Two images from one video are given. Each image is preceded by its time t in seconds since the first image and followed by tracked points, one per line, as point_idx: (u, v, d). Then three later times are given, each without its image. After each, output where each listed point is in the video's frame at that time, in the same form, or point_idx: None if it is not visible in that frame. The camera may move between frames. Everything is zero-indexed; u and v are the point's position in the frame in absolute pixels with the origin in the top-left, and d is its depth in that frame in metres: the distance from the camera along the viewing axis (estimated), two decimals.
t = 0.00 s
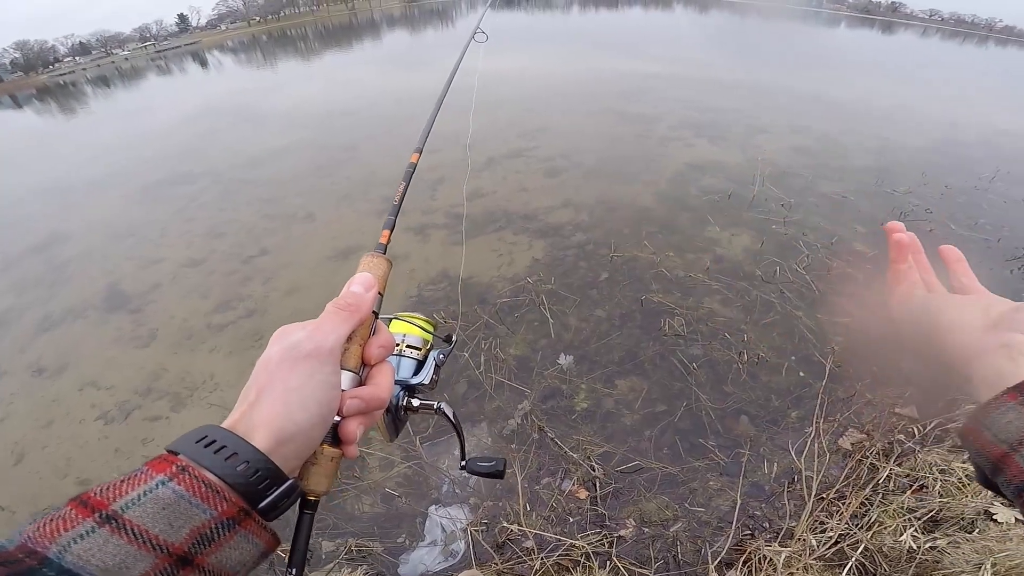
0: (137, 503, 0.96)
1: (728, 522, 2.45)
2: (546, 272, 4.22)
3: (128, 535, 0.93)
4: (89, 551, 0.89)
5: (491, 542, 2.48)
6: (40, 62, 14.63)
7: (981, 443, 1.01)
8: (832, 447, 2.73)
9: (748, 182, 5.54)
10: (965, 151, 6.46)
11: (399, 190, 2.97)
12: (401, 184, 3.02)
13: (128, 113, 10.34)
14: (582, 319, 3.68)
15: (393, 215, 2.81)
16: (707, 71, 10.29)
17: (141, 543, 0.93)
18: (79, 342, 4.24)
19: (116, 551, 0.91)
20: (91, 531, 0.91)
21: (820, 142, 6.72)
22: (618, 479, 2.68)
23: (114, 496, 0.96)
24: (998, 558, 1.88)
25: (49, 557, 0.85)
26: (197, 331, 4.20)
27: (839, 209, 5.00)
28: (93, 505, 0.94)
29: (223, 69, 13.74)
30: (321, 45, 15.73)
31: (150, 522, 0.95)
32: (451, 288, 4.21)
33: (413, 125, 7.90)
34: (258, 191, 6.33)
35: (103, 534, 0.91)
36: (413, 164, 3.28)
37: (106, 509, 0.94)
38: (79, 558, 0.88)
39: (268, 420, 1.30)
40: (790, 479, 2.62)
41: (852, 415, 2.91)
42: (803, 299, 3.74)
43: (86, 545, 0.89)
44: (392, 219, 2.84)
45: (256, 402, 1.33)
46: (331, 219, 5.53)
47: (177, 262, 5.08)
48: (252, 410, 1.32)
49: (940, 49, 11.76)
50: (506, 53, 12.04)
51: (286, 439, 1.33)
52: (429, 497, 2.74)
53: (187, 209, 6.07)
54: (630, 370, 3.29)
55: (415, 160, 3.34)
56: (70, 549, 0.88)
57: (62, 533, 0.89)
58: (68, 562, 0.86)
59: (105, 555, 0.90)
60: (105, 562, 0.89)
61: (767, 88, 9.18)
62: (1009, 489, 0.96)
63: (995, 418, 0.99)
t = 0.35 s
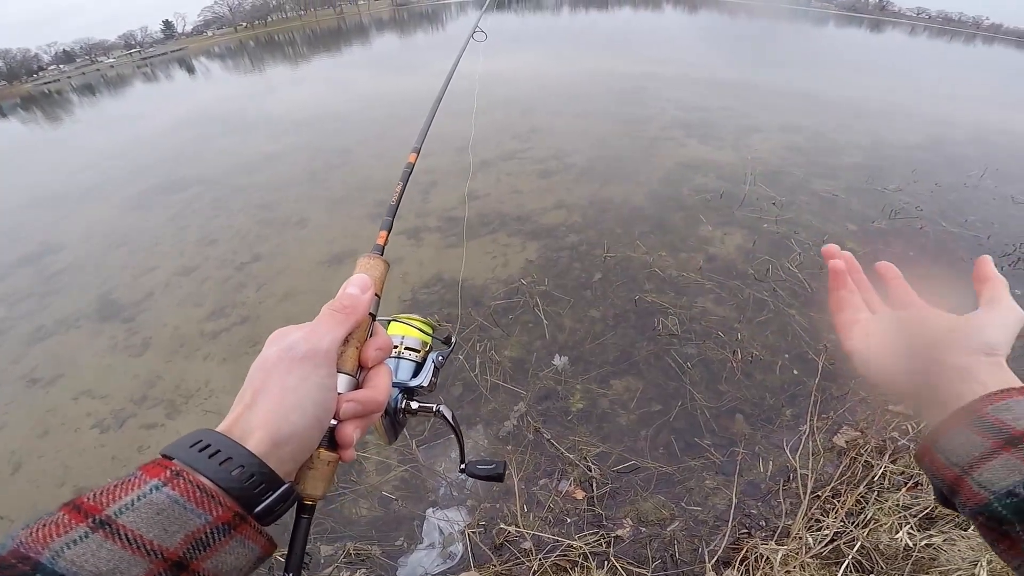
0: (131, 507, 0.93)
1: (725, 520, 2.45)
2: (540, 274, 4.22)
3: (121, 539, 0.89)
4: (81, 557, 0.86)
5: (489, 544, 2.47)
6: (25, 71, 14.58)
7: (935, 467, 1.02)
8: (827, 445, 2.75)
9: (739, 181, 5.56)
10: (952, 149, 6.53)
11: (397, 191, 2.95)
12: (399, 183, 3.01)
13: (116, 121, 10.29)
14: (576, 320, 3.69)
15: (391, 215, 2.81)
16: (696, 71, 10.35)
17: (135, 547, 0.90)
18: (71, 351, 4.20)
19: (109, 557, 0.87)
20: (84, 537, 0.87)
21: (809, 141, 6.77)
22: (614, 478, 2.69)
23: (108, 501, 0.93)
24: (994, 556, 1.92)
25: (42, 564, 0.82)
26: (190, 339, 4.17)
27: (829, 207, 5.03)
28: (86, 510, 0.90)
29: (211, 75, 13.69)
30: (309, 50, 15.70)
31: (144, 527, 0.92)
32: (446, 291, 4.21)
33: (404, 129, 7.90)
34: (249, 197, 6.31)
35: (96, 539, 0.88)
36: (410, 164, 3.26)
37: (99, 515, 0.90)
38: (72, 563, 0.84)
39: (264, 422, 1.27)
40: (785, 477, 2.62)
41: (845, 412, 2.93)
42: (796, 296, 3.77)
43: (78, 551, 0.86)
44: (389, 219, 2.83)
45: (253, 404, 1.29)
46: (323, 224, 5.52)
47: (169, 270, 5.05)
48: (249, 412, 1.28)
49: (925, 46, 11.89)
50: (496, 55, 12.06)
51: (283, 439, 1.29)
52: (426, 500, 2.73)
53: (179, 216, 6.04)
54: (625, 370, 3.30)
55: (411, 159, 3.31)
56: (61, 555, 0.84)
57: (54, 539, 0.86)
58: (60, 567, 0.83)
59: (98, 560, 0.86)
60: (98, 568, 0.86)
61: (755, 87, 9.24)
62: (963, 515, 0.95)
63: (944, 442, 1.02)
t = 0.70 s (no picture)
0: (137, 517, 0.97)
1: (735, 524, 2.44)
2: (550, 274, 4.21)
3: (127, 547, 0.93)
4: (88, 564, 0.90)
5: (496, 544, 2.47)
6: (43, 69, 14.92)
7: (903, 463, 1.10)
8: (839, 450, 2.70)
9: (751, 182, 5.51)
10: (970, 150, 6.41)
11: (399, 197, 2.97)
12: (400, 192, 3.02)
13: (131, 118, 10.44)
14: (586, 321, 3.68)
15: (392, 223, 2.82)
16: (707, 70, 10.29)
17: (141, 555, 0.94)
18: (86, 345, 4.27)
19: (115, 565, 0.91)
20: (90, 545, 0.91)
21: (822, 142, 6.70)
22: (623, 480, 2.68)
23: (114, 510, 0.97)
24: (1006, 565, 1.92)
25: (49, 570, 0.86)
26: (202, 335, 4.22)
27: (843, 209, 4.97)
28: (92, 518, 0.94)
29: (225, 73, 13.85)
30: (321, 48, 15.83)
31: (150, 535, 0.96)
32: (455, 290, 4.21)
33: (415, 127, 7.92)
34: (261, 194, 6.37)
35: (103, 546, 0.92)
36: (411, 171, 3.28)
37: (105, 523, 0.94)
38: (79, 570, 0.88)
39: (268, 429, 1.30)
40: (797, 481, 2.61)
41: (861, 418, 2.88)
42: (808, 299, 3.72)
43: (86, 558, 0.90)
44: (391, 227, 2.85)
45: (256, 412, 1.33)
46: (335, 222, 5.55)
47: (183, 267, 5.11)
48: (253, 420, 1.32)
49: (941, 46, 11.74)
50: (507, 54, 12.06)
51: (288, 447, 1.32)
52: (434, 499, 2.74)
53: (193, 213, 6.11)
54: (635, 372, 3.28)
55: (414, 167, 3.35)
56: (69, 562, 0.88)
57: (62, 547, 0.90)
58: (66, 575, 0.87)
59: (105, 568, 0.90)
60: None
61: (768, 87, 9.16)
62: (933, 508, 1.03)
63: (909, 440, 1.10)
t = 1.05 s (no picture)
0: (104, 509, 1.04)
1: (735, 525, 2.44)
2: (546, 278, 4.22)
3: (95, 541, 1.01)
4: (54, 560, 0.96)
5: (496, 549, 2.46)
6: (38, 72, 14.86)
7: (906, 433, 1.16)
8: (838, 449, 2.72)
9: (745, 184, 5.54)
10: (961, 149, 6.46)
11: (391, 185, 2.97)
12: (393, 180, 3.03)
13: (125, 122, 10.40)
14: (582, 324, 3.68)
15: (385, 209, 2.81)
16: (701, 72, 10.34)
17: (109, 549, 1.01)
18: (80, 352, 4.24)
19: (82, 559, 0.98)
20: (55, 539, 0.98)
21: (815, 143, 6.75)
22: (621, 483, 2.67)
23: (79, 503, 1.04)
24: (1009, 559, 1.92)
25: (13, 566, 0.92)
26: (198, 341, 4.20)
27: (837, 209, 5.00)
28: (56, 511, 1.02)
29: (220, 78, 13.83)
30: (316, 53, 15.85)
31: (117, 528, 1.03)
32: (452, 295, 4.21)
33: (410, 132, 7.93)
34: (256, 199, 6.36)
35: (68, 541, 0.99)
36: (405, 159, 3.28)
37: (70, 517, 1.01)
38: (42, 566, 0.95)
39: (244, 416, 1.35)
40: (795, 481, 2.61)
41: (857, 416, 2.89)
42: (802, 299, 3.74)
43: (50, 553, 0.97)
44: (384, 212, 2.84)
45: (234, 398, 1.39)
46: (330, 228, 5.54)
47: (178, 273, 5.08)
48: (230, 407, 1.37)
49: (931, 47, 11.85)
50: (502, 58, 12.11)
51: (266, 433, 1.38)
52: (433, 504, 2.73)
53: (188, 219, 6.09)
54: (632, 374, 3.28)
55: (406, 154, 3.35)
56: (32, 558, 0.95)
57: (26, 541, 0.96)
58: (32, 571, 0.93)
59: (72, 562, 0.97)
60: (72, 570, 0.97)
61: (762, 89, 9.21)
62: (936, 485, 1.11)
63: (916, 404, 1.14)
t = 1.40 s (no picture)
0: (99, 503, 1.02)
1: (731, 532, 2.43)
2: (541, 289, 4.23)
3: (92, 535, 0.99)
4: (54, 552, 0.95)
5: (492, 558, 2.44)
6: (32, 80, 14.88)
7: (911, 438, 1.09)
8: (832, 455, 2.75)
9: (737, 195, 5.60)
10: (949, 158, 6.56)
11: (374, 194, 2.98)
12: (377, 189, 3.03)
13: (118, 132, 10.39)
14: (577, 335, 3.69)
15: (369, 218, 2.83)
16: (692, 83, 10.49)
17: (106, 542, 1.00)
18: (72, 362, 4.20)
19: (81, 552, 0.97)
20: (55, 533, 0.96)
21: (805, 153, 6.83)
22: (618, 492, 2.67)
23: (77, 498, 1.02)
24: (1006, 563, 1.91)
25: (15, 559, 0.91)
26: (192, 352, 4.16)
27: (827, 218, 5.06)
28: (55, 506, 1.00)
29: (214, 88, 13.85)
30: (311, 63, 15.95)
31: (114, 522, 1.01)
32: (447, 306, 4.21)
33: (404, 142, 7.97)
34: (251, 210, 6.36)
35: (67, 534, 0.97)
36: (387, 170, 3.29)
37: (69, 511, 1.00)
38: (43, 559, 0.93)
39: (235, 413, 1.33)
40: (790, 488, 2.61)
41: (849, 424, 2.91)
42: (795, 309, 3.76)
43: (51, 546, 0.95)
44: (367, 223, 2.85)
45: (224, 396, 1.36)
46: (325, 239, 5.55)
47: (171, 284, 5.06)
48: (220, 405, 1.35)
49: (918, 58, 12.06)
50: (496, 69, 12.22)
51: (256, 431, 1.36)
52: (428, 514, 2.70)
53: (182, 229, 6.07)
54: (627, 384, 3.28)
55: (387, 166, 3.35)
56: (33, 550, 0.93)
57: (27, 534, 0.94)
58: (33, 563, 0.92)
59: (71, 555, 0.96)
60: (72, 563, 0.96)
61: (752, 99, 9.33)
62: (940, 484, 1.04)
63: (919, 411, 1.08)
